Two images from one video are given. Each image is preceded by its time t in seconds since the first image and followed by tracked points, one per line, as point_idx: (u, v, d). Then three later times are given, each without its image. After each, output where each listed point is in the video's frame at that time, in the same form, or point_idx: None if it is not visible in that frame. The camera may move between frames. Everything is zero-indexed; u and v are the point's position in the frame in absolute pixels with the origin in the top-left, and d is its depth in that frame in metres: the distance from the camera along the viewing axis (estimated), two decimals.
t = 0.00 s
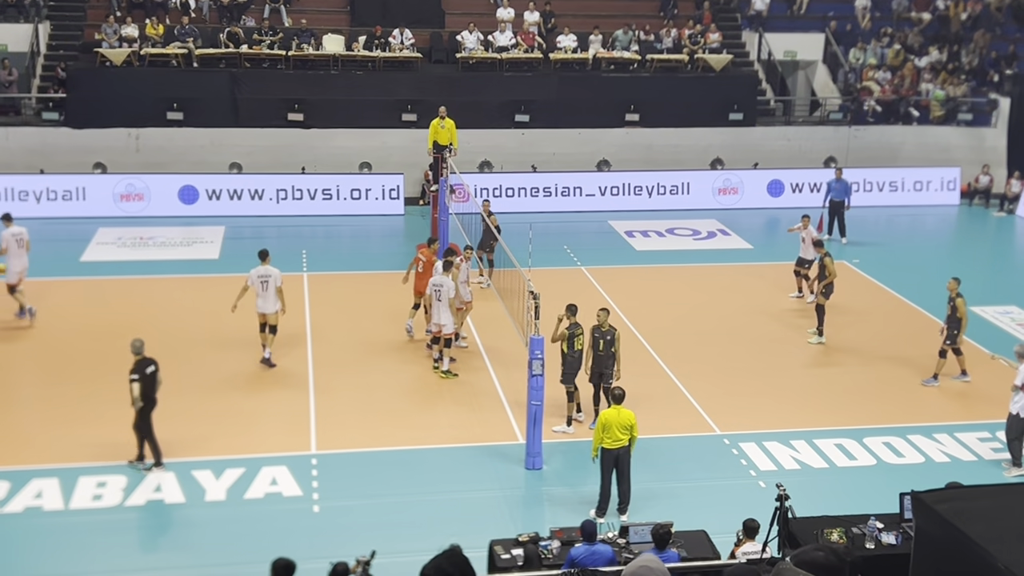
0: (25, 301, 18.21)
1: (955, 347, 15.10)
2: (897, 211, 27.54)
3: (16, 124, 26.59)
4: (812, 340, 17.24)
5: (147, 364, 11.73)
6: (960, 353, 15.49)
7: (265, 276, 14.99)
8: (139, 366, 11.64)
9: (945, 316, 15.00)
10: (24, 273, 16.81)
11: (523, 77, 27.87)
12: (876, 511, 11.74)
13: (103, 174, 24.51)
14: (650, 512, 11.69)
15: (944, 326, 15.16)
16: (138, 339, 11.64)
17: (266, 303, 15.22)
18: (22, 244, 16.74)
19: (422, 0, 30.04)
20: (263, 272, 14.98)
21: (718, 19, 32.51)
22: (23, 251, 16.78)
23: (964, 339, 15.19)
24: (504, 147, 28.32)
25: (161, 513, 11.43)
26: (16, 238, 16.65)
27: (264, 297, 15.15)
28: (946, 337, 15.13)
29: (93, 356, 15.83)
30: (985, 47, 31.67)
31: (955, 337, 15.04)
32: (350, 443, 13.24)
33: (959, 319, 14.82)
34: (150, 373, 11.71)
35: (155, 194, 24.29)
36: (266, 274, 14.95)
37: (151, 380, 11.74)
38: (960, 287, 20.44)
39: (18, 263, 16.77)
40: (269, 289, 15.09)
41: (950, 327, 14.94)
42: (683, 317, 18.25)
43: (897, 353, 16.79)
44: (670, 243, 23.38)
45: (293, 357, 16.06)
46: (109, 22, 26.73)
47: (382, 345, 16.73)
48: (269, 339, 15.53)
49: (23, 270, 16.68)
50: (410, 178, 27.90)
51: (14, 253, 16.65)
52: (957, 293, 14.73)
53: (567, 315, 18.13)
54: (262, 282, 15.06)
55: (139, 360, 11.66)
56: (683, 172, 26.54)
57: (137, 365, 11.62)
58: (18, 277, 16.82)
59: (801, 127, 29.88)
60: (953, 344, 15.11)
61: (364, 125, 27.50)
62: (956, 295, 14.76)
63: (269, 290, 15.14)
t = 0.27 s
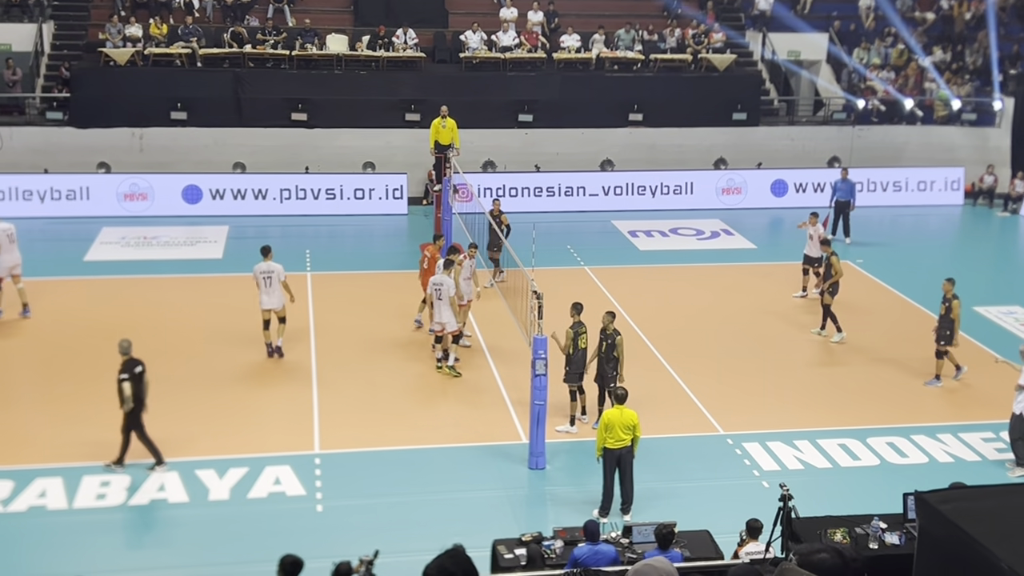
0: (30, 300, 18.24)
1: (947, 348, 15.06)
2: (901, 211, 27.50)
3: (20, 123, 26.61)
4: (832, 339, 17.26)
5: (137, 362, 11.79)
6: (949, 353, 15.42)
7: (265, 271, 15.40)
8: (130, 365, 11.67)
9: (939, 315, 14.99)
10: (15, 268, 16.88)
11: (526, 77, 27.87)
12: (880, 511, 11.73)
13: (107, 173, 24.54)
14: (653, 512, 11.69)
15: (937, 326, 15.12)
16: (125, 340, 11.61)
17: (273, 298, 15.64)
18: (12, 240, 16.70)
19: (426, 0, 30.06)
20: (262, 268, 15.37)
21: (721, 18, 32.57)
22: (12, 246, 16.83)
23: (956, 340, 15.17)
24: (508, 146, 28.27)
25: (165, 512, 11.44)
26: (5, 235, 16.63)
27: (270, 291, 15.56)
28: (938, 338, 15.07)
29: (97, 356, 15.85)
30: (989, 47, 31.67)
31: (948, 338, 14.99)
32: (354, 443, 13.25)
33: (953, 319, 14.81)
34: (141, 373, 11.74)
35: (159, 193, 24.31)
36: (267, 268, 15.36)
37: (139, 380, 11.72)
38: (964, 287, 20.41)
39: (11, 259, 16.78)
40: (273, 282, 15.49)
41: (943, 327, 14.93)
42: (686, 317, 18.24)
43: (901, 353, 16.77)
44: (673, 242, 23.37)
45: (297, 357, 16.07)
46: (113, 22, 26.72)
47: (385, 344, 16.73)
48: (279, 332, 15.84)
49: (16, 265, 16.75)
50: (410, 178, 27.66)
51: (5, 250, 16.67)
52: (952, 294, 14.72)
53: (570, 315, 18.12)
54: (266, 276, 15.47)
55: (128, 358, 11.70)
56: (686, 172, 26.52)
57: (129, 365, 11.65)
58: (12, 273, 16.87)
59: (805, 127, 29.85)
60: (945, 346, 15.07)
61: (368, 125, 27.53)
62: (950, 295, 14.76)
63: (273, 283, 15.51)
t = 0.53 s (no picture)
0: (37, 300, 18.28)
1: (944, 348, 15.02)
2: (908, 211, 27.45)
3: (27, 123, 26.67)
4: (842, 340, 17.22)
5: (127, 360, 11.78)
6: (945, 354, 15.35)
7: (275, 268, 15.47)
8: (118, 361, 11.68)
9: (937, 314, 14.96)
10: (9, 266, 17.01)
11: (532, 77, 27.85)
12: (887, 511, 11.71)
13: (113, 173, 24.58)
14: (660, 512, 11.68)
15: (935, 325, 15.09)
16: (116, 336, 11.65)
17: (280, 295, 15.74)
18: None
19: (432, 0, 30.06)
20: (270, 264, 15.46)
21: (728, 19, 32.47)
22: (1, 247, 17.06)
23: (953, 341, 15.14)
24: (514, 146, 28.26)
25: (171, 511, 11.46)
26: None
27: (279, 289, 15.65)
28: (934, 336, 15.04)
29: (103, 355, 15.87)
30: (996, 47, 31.63)
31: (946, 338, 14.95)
32: (360, 442, 13.26)
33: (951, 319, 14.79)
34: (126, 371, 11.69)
35: (165, 193, 24.35)
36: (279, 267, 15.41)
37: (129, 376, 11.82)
38: (970, 287, 20.37)
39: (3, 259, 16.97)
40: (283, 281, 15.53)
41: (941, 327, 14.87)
42: (693, 317, 18.22)
43: (908, 354, 16.74)
44: (679, 242, 23.35)
45: (303, 357, 16.08)
46: (120, 22, 26.73)
47: (391, 344, 16.74)
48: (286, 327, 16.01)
49: (8, 263, 16.96)
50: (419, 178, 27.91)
51: None
52: (952, 295, 14.67)
53: (576, 315, 18.12)
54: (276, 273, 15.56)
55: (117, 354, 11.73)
56: (692, 172, 26.48)
57: (116, 361, 11.66)
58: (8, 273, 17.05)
59: (811, 127, 29.81)
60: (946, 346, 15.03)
61: (374, 124, 27.56)
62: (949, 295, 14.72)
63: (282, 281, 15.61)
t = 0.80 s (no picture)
0: (47, 299, 18.34)
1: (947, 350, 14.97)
2: (919, 211, 27.38)
3: (38, 123, 26.80)
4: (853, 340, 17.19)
5: (123, 362, 11.69)
6: (952, 357, 15.30)
7: (288, 261, 16.03)
8: (113, 360, 11.63)
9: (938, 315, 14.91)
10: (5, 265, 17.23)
11: (541, 77, 27.85)
12: (897, 512, 11.68)
13: (124, 173, 24.65)
14: (669, 512, 11.67)
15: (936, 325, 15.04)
16: (115, 336, 11.61)
17: (292, 290, 16.11)
18: None
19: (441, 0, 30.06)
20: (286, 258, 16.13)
21: (737, 18, 32.44)
22: None
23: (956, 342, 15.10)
24: (522, 146, 28.45)
25: (180, 510, 11.49)
26: None
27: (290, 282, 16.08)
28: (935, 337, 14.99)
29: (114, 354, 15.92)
30: (1007, 47, 31.55)
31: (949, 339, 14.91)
32: (369, 441, 13.28)
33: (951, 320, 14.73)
34: (118, 372, 11.61)
35: (176, 193, 24.41)
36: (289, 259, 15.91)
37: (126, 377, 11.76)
38: (980, 288, 20.31)
39: None
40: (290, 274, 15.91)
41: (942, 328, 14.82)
42: (702, 317, 18.20)
43: (918, 354, 16.70)
44: (689, 242, 23.32)
45: (312, 356, 16.12)
46: (131, 22, 26.78)
47: (400, 343, 16.76)
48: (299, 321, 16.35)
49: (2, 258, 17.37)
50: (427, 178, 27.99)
51: None
52: (950, 295, 14.61)
53: (585, 314, 18.11)
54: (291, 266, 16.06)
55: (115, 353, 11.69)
56: (702, 171, 26.43)
57: (111, 359, 11.63)
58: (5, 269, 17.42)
59: (821, 127, 29.75)
60: (949, 348, 14.97)
61: (384, 124, 27.60)
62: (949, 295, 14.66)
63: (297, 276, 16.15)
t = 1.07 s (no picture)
0: (62, 298, 18.42)
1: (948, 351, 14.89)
2: (932, 211, 27.28)
3: (53, 122, 26.94)
4: (866, 340, 17.14)
5: (115, 364, 11.61)
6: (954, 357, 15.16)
7: (301, 257, 16.19)
8: (106, 361, 11.61)
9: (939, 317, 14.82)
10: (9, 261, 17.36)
11: (554, 76, 27.82)
12: (910, 513, 11.63)
13: (138, 172, 24.73)
14: (681, 513, 11.65)
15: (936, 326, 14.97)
16: (110, 337, 11.58)
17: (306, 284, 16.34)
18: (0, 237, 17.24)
19: None
20: (303, 252, 16.32)
21: (751, 20, 32.10)
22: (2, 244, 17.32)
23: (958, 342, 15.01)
24: (534, 146, 28.59)
25: (193, 508, 11.53)
26: None
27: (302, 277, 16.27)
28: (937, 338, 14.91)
29: (127, 353, 15.98)
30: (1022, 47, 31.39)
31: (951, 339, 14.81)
32: (381, 441, 13.29)
33: (956, 320, 14.66)
34: (107, 374, 11.55)
35: (189, 192, 24.50)
36: (299, 254, 16.07)
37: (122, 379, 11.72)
38: (995, 288, 20.22)
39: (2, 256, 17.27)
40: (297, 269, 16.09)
41: (944, 328, 14.75)
42: (714, 317, 18.17)
43: (932, 355, 16.63)
44: (701, 242, 23.29)
45: (325, 355, 16.15)
46: (144, 22, 26.83)
47: (412, 342, 16.78)
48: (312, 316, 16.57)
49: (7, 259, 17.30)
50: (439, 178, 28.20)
51: None
52: (952, 295, 14.56)
53: (597, 314, 18.10)
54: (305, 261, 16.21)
55: (111, 354, 11.65)
56: (715, 171, 26.35)
57: (104, 360, 11.61)
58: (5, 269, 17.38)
59: (834, 126, 29.65)
60: (947, 349, 14.88)
61: (396, 124, 27.63)
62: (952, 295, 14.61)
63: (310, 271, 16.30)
